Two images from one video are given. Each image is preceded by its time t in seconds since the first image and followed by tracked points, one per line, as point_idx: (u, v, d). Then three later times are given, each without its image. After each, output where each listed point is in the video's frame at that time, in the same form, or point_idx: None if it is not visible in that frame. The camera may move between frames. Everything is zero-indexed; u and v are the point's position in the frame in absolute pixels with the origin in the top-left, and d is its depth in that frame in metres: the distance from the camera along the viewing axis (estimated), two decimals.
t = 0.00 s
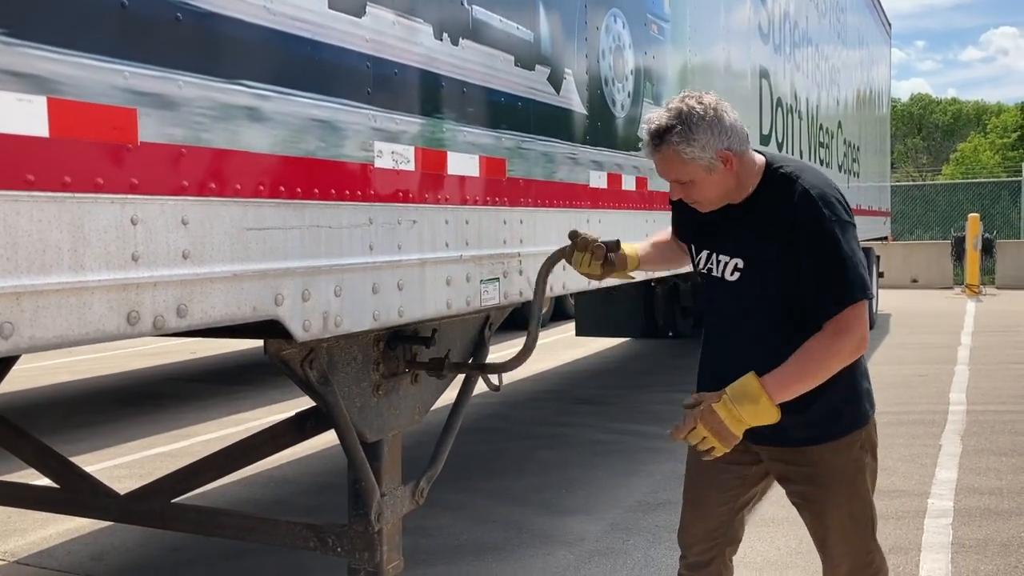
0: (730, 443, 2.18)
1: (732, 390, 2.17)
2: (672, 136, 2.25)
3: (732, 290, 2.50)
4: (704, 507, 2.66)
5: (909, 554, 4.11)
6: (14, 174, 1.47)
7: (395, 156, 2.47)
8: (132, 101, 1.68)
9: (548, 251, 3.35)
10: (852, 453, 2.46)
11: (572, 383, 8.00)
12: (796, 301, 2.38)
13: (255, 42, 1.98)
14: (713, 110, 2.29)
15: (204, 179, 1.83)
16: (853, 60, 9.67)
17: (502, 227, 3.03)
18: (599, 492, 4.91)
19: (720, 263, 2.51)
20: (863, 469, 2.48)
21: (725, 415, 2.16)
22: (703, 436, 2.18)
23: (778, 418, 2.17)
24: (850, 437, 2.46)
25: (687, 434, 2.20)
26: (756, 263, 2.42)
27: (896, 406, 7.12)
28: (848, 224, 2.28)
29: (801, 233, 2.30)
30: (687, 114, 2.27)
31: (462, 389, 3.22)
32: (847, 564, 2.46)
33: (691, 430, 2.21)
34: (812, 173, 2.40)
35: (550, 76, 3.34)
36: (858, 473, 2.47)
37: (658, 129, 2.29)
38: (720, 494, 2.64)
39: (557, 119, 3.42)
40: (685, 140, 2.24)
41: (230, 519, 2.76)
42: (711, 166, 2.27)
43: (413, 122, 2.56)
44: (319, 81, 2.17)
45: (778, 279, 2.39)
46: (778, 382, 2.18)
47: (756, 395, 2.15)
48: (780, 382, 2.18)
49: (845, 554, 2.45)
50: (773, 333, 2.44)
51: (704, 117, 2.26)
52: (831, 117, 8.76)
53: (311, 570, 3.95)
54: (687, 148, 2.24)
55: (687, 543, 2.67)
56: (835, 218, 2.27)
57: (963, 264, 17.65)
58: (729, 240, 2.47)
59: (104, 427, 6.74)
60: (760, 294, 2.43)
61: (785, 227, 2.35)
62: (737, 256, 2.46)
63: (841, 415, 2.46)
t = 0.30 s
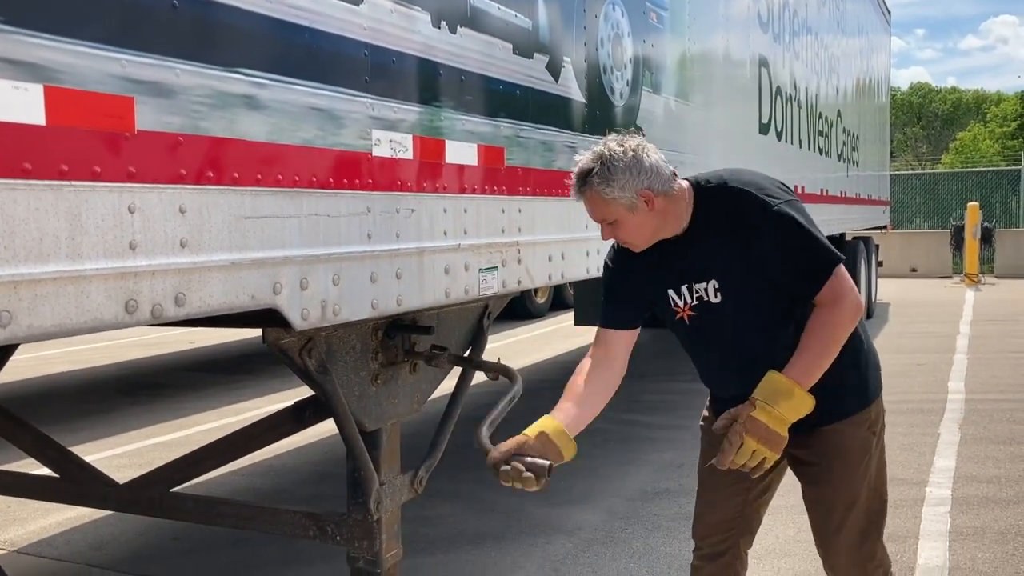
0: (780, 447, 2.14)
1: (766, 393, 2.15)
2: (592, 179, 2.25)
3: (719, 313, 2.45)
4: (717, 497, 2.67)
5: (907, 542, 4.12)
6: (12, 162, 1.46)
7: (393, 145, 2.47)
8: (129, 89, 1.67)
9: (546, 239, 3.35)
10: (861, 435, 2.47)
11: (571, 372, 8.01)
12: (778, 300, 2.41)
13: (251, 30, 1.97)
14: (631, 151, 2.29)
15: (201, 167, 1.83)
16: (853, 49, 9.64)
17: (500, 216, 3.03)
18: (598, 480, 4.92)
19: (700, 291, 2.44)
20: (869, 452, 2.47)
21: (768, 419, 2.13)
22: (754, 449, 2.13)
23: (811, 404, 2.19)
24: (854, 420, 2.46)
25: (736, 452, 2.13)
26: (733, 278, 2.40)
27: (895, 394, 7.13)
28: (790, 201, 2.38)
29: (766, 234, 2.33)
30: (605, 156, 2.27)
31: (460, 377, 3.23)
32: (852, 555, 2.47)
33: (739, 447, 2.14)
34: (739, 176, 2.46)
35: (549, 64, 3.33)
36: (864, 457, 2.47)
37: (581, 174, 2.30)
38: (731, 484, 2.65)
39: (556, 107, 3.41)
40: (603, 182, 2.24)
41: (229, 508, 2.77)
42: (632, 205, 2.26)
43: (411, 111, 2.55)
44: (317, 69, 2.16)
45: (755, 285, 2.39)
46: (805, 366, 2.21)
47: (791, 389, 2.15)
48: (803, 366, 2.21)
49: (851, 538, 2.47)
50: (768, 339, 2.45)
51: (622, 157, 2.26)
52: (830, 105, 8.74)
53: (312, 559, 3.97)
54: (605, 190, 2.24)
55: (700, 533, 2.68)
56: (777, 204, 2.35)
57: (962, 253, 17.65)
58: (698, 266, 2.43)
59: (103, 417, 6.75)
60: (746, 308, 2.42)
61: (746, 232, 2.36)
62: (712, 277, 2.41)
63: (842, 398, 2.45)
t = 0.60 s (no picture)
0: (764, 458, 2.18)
1: (753, 406, 2.17)
2: (626, 158, 2.26)
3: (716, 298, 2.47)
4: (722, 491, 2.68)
5: (906, 533, 4.13)
6: (12, 153, 1.46)
7: (394, 137, 2.47)
8: (129, 81, 1.67)
9: (547, 231, 3.35)
10: (865, 438, 2.47)
11: (571, 364, 8.02)
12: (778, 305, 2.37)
13: (251, 21, 1.97)
14: (666, 126, 2.29)
15: (201, 159, 1.82)
16: (854, 40, 9.63)
17: (501, 207, 3.03)
18: (598, 472, 4.93)
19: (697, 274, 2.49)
20: (876, 455, 2.47)
21: (753, 432, 2.16)
22: (736, 457, 2.19)
23: (804, 420, 2.18)
24: (859, 423, 2.47)
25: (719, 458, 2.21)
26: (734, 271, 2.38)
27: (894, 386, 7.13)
28: (813, 209, 2.27)
29: (766, 236, 2.27)
30: (639, 135, 2.27)
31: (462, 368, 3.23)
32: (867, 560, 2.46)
33: (723, 454, 2.22)
34: (769, 166, 2.39)
35: (549, 56, 3.33)
36: (871, 460, 2.47)
37: (612, 152, 2.30)
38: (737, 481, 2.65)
39: (555, 99, 3.41)
40: (638, 162, 2.24)
41: (230, 498, 2.78)
42: (668, 184, 2.28)
43: (411, 102, 2.55)
44: (317, 60, 2.16)
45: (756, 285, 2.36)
46: (796, 387, 2.19)
47: (778, 405, 2.15)
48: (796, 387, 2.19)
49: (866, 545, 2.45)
50: (768, 334, 2.42)
51: (658, 134, 2.26)
52: (830, 96, 8.73)
53: (313, 550, 3.98)
54: (640, 170, 2.25)
55: (703, 529, 2.70)
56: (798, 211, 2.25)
57: (962, 244, 17.64)
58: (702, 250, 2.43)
59: (104, 409, 6.75)
60: (745, 302, 2.40)
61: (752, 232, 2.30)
62: (713, 264, 2.42)
63: (841, 404, 2.47)
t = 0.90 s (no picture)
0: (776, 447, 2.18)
1: (775, 393, 2.17)
2: (662, 172, 2.16)
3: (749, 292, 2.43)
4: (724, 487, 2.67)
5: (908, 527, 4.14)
6: (13, 150, 1.46)
7: (394, 131, 2.46)
8: (130, 76, 1.67)
9: (547, 226, 3.34)
10: (884, 425, 2.47)
11: (572, 359, 8.02)
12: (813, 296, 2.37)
13: (251, 16, 1.97)
14: (700, 134, 2.20)
15: (202, 154, 1.82)
16: (855, 34, 9.61)
17: (501, 202, 3.02)
18: (599, 466, 4.94)
19: (733, 269, 2.43)
20: (894, 442, 2.48)
21: (772, 420, 2.16)
22: (749, 444, 2.17)
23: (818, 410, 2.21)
24: (877, 410, 2.48)
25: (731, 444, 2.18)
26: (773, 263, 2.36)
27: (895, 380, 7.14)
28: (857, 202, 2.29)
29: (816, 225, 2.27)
30: (671, 148, 2.17)
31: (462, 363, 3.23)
32: (881, 548, 2.46)
33: (736, 440, 2.18)
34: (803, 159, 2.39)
35: (550, 50, 3.32)
36: (889, 447, 2.47)
37: (644, 168, 2.19)
38: (741, 476, 2.65)
39: (556, 94, 3.41)
40: (675, 176, 2.16)
41: (232, 494, 2.78)
42: (703, 195, 2.21)
43: (411, 97, 2.55)
44: (318, 56, 2.16)
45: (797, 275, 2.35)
46: (815, 376, 2.20)
47: (801, 395, 2.16)
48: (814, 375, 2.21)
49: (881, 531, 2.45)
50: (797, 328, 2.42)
51: (694, 144, 2.18)
52: (831, 90, 8.71)
53: (314, 545, 3.99)
54: (678, 185, 2.17)
55: (704, 526, 2.69)
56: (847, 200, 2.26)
57: (963, 238, 17.63)
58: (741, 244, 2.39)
59: (106, 405, 6.76)
60: (781, 292, 2.39)
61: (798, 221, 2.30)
62: (751, 259, 2.39)
63: (848, 399, 2.47)
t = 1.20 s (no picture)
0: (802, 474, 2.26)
1: (798, 428, 2.21)
2: (685, 273, 2.06)
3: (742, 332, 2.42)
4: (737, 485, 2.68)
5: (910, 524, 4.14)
6: (17, 149, 1.47)
7: (397, 130, 2.47)
8: (133, 75, 1.67)
9: (550, 224, 3.35)
10: (889, 427, 2.48)
11: (574, 356, 8.03)
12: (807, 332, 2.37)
13: (254, 16, 1.97)
14: (696, 220, 2.07)
15: (205, 154, 1.83)
16: (857, 31, 9.60)
17: (504, 201, 3.03)
18: (602, 464, 4.94)
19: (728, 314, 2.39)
20: (898, 443, 2.49)
21: (797, 453, 2.21)
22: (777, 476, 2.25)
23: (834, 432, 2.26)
24: (883, 411, 2.48)
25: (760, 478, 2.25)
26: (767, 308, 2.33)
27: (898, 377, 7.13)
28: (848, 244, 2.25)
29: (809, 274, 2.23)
30: (683, 248, 2.05)
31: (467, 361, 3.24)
32: (883, 548, 2.47)
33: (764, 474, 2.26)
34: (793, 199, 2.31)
35: (552, 48, 3.33)
36: (893, 447, 2.48)
37: (664, 276, 2.07)
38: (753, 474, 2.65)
39: (558, 92, 3.41)
40: (700, 270, 2.06)
41: (236, 492, 2.78)
42: (724, 266, 2.13)
43: (414, 96, 2.55)
44: (321, 55, 2.17)
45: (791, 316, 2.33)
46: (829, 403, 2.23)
47: (822, 427, 2.20)
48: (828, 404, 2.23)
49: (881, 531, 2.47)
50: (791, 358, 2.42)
51: (700, 235, 2.06)
52: (834, 87, 8.70)
53: (317, 543, 3.99)
54: (705, 276, 2.08)
55: (722, 521, 2.69)
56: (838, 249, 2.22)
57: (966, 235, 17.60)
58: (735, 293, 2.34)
59: (109, 403, 6.78)
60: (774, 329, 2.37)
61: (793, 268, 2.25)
62: (747, 303, 2.34)
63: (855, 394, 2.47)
